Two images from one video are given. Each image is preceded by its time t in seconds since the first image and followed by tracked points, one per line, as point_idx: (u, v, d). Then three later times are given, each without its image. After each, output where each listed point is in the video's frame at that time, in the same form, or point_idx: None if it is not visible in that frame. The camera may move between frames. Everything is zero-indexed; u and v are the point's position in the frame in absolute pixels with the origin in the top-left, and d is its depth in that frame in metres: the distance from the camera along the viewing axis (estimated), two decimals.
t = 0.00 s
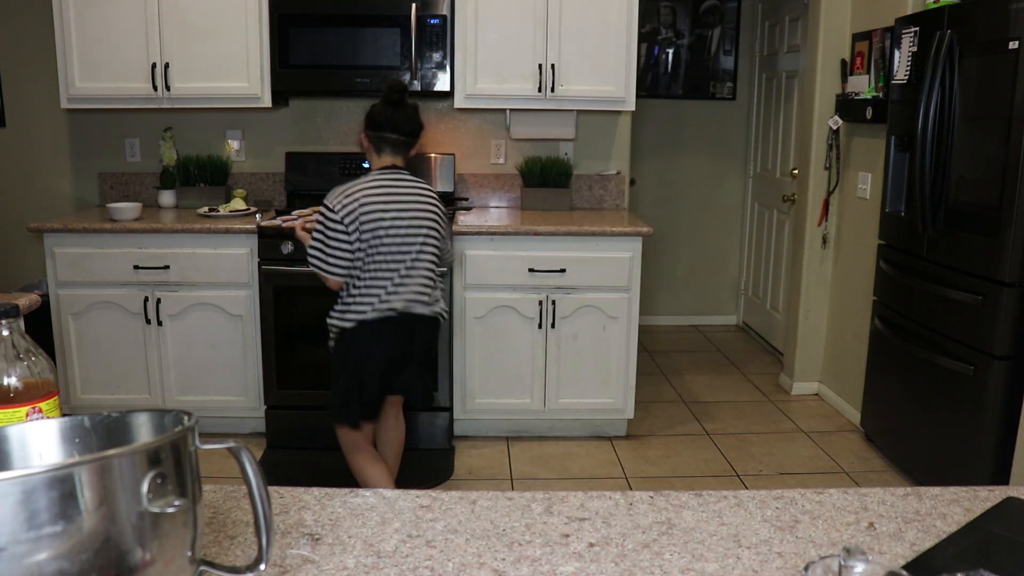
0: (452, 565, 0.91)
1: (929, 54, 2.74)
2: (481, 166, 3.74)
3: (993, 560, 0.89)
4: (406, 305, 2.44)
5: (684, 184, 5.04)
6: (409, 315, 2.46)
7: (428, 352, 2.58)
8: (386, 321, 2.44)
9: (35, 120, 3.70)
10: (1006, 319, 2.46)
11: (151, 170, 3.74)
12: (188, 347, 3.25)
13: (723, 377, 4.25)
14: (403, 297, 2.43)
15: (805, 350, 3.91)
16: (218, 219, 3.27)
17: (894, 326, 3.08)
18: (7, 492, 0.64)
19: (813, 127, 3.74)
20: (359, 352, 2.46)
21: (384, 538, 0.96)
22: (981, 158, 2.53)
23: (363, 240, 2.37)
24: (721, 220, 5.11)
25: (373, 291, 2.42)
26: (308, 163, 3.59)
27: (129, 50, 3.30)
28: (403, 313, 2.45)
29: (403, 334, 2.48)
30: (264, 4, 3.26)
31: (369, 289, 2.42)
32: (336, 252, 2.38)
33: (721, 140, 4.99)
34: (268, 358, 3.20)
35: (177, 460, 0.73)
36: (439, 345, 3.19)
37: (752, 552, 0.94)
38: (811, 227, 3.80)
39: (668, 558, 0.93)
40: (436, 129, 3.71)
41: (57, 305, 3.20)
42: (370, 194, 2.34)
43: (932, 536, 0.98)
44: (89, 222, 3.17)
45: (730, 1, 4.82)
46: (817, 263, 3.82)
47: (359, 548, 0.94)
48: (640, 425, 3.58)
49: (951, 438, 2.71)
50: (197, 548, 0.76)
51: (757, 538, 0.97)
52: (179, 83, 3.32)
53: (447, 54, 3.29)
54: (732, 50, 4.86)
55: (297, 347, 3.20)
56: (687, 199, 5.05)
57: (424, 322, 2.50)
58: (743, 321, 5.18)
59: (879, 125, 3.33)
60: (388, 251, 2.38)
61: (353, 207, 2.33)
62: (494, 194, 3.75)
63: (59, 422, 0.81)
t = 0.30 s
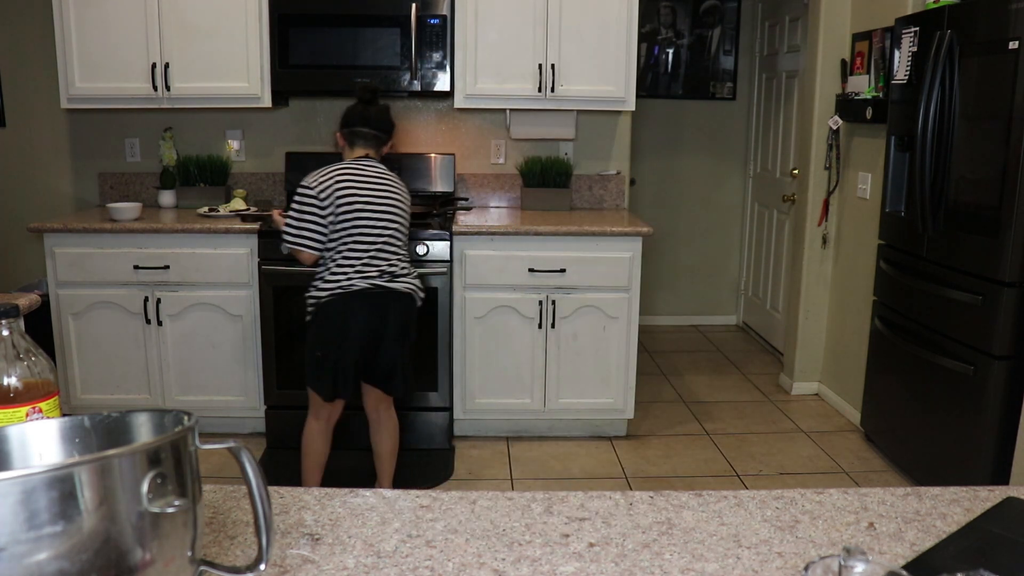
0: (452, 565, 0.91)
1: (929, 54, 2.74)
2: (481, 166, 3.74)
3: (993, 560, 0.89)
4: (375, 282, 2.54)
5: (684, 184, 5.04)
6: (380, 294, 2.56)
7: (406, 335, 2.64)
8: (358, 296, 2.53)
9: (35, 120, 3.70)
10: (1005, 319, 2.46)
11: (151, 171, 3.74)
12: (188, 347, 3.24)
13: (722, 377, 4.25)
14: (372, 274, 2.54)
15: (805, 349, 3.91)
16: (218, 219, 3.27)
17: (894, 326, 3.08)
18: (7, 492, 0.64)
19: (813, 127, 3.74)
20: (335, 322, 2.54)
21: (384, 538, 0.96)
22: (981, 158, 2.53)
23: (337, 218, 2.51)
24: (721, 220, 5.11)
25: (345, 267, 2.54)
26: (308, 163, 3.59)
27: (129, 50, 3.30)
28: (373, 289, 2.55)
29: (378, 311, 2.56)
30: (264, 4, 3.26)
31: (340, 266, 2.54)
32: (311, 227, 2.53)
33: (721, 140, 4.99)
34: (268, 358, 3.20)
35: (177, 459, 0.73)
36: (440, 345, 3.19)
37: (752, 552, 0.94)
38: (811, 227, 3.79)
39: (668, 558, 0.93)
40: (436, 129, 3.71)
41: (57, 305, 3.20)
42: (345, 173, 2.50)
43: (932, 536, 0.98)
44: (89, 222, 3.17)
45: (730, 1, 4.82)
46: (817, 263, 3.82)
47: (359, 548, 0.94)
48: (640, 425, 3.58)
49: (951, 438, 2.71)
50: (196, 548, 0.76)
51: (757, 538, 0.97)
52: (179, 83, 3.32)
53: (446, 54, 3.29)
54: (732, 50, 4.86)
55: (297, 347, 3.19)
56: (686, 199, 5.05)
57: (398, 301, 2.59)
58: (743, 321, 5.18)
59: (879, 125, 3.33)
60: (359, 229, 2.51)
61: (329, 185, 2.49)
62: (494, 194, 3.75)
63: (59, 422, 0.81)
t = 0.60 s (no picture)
0: (452, 565, 0.91)
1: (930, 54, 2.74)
2: (481, 166, 3.74)
3: (992, 560, 0.89)
4: (321, 281, 2.54)
5: (684, 184, 5.04)
6: (326, 292, 2.56)
7: (361, 335, 2.64)
8: (303, 292, 2.55)
9: (36, 120, 3.70)
10: (1005, 319, 2.46)
11: (151, 170, 3.74)
12: (188, 347, 3.24)
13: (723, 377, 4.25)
14: (319, 272, 2.54)
15: (805, 349, 3.91)
16: (218, 219, 3.27)
17: (894, 326, 3.08)
18: (7, 492, 0.64)
19: (813, 126, 3.74)
20: (284, 317, 2.58)
21: (384, 539, 0.96)
22: (981, 158, 2.53)
23: (291, 212, 2.52)
24: (722, 220, 5.11)
25: (294, 262, 2.55)
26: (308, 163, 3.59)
27: (129, 50, 3.30)
28: (320, 286, 2.55)
29: (326, 308, 2.57)
30: (264, 4, 3.26)
31: (290, 261, 2.56)
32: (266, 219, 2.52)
33: (721, 140, 4.99)
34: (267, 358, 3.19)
35: (177, 460, 0.73)
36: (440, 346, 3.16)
37: (752, 552, 0.94)
38: (811, 227, 3.79)
39: (668, 558, 0.93)
40: (436, 129, 3.71)
41: (57, 304, 3.20)
42: (304, 170, 2.50)
43: (932, 536, 0.98)
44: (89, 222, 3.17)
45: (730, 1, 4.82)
46: (817, 263, 3.82)
47: (359, 548, 0.94)
48: (640, 425, 3.58)
49: (951, 438, 2.71)
50: (196, 548, 0.76)
51: (757, 538, 0.97)
52: (179, 83, 3.32)
53: (446, 54, 3.30)
54: (732, 50, 4.86)
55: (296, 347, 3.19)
56: (687, 199, 5.05)
57: (347, 301, 2.58)
58: (743, 321, 5.18)
59: (879, 125, 3.33)
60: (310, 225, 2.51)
61: (286, 180, 2.50)
62: (495, 193, 3.75)
63: (59, 422, 0.81)
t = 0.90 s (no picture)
0: (452, 565, 0.91)
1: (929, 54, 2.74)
2: (482, 166, 3.74)
3: (992, 560, 0.89)
4: (299, 275, 2.54)
5: (685, 184, 5.04)
6: (304, 287, 2.54)
7: (346, 335, 2.60)
8: (282, 288, 2.54)
9: (36, 120, 3.70)
10: (1005, 318, 2.46)
11: (151, 170, 3.74)
12: (188, 347, 3.24)
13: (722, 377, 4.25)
14: (296, 267, 2.54)
15: (805, 349, 3.91)
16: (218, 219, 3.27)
17: (894, 326, 3.08)
18: (7, 492, 0.64)
19: (813, 126, 3.74)
20: (268, 314, 2.57)
21: (384, 538, 0.96)
22: (981, 158, 2.53)
23: (270, 214, 2.58)
24: (722, 221, 5.11)
25: (275, 260, 2.58)
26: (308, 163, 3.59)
27: (129, 50, 3.30)
28: (298, 282, 2.55)
29: (307, 304, 2.54)
30: (264, 4, 3.26)
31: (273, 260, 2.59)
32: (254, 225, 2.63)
33: (721, 139, 4.99)
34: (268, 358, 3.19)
35: (177, 460, 0.73)
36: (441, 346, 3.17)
37: (752, 552, 0.94)
38: (811, 228, 3.79)
39: (668, 558, 0.93)
40: (436, 129, 3.71)
41: (57, 304, 3.20)
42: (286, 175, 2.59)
43: (932, 536, 0.98)
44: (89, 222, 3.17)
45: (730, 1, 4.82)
46: (817, 263, 3.82)
47: (359, 548, 0.94)
48: (640, 425, 3.58)
49: (951, 438, 2.71)
50: (196, 548, 0.76)
51: (757, 538, 0.97)
52: (179, 83, 3.32)
53: (446, 54, 3.29)
54: (732, 50, 4.86)
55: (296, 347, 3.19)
56: (687, 199, 5.05)
57: (326, 299, 2.55)
58: (743, 321, 5.18)
59: (879, 125, 3.33)
60: (285, 221, 2.54)
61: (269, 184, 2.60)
62: (495, 193, 3.75)
63: (59, 422, 0.81)
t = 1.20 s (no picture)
0: (452, 565, 0.91)
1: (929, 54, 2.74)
2: (482, 166, 3.75)
3: (992, 560, 0.89)
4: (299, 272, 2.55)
5: (684, 184, 5.04)
6: (304, 283, 2.54)
7: (345, 335, 2.59)
8: (282, 285, 2.55)
9: (35, 120, 3.70)
10: (1006, 318, 2.46)
11: (151, 170, 3.74)
12: (188, 347, 3.24)
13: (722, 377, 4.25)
14: (297, 264, 2.55)
15: (805, 349, 3.91)
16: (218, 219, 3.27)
17: (894, 327, 3.08)
18: (7, 492, 0.64)
19: (813, 126, 3.74)
20: (268, 312, 2.57)
21: (384, 538, 0.96)
22: (981, 158, 2.53)
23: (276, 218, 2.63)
24: (722, 220, 5.11)
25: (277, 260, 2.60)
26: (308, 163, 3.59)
27: (129, 51, 3.31)
28: (298, 279, 2.55)
29: (306, 300, 2.54)
30: (264, 4, 3.26)
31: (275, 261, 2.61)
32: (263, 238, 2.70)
33: (721, 139, 4.99)
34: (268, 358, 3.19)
35: (177, 460, 0.73)
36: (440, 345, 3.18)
37: (752, 552, 0.94)
38: (811, 227, 3.79)
39: (668, 558, 0.93)
40: (436, 130, 3.72)
41: (57, 304, 3.20)
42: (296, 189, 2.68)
43: (932, 536, 0.98)
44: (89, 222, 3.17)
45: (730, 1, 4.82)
46: (817, 263, 3.82)
47: (359, 548, 0.94)
48: (640, 425, 3.59)
49: (951, 438, 2.71)
50: (196, 548, 0.76)
51: (757, 538, 0.97)
52: (179, 83, 3.32)
53: (446, 54, 3.29)
54: (732, 50, 4.86)
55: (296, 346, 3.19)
56: (687, 199, 5.05)
57: (325, 296, 2.54)
58: (743, 321, 5.17)
59: (879, 125, 3.33)
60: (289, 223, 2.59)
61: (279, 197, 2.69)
62: (495, 193, 3.75)
63: (59, 423, 0.81)
